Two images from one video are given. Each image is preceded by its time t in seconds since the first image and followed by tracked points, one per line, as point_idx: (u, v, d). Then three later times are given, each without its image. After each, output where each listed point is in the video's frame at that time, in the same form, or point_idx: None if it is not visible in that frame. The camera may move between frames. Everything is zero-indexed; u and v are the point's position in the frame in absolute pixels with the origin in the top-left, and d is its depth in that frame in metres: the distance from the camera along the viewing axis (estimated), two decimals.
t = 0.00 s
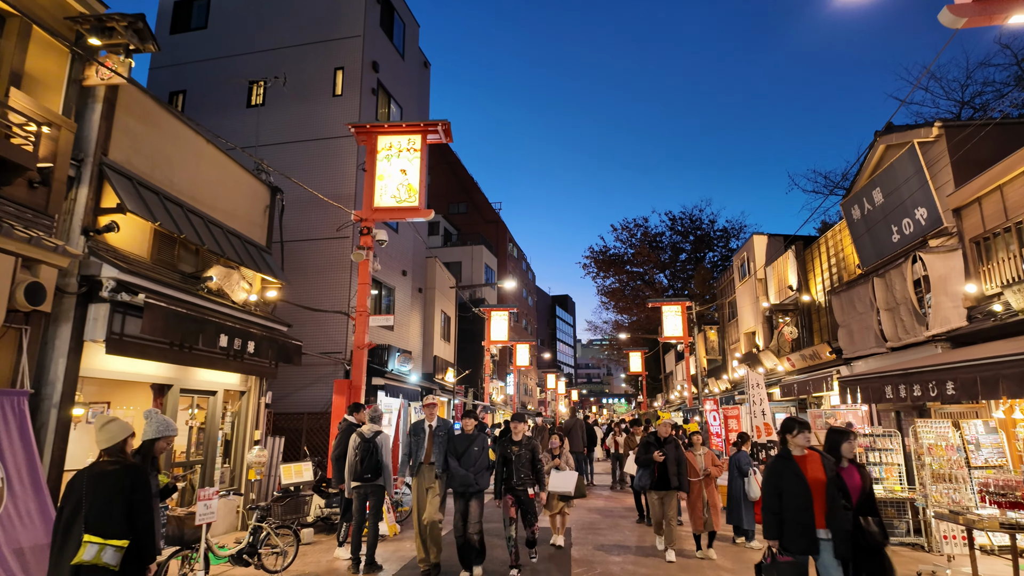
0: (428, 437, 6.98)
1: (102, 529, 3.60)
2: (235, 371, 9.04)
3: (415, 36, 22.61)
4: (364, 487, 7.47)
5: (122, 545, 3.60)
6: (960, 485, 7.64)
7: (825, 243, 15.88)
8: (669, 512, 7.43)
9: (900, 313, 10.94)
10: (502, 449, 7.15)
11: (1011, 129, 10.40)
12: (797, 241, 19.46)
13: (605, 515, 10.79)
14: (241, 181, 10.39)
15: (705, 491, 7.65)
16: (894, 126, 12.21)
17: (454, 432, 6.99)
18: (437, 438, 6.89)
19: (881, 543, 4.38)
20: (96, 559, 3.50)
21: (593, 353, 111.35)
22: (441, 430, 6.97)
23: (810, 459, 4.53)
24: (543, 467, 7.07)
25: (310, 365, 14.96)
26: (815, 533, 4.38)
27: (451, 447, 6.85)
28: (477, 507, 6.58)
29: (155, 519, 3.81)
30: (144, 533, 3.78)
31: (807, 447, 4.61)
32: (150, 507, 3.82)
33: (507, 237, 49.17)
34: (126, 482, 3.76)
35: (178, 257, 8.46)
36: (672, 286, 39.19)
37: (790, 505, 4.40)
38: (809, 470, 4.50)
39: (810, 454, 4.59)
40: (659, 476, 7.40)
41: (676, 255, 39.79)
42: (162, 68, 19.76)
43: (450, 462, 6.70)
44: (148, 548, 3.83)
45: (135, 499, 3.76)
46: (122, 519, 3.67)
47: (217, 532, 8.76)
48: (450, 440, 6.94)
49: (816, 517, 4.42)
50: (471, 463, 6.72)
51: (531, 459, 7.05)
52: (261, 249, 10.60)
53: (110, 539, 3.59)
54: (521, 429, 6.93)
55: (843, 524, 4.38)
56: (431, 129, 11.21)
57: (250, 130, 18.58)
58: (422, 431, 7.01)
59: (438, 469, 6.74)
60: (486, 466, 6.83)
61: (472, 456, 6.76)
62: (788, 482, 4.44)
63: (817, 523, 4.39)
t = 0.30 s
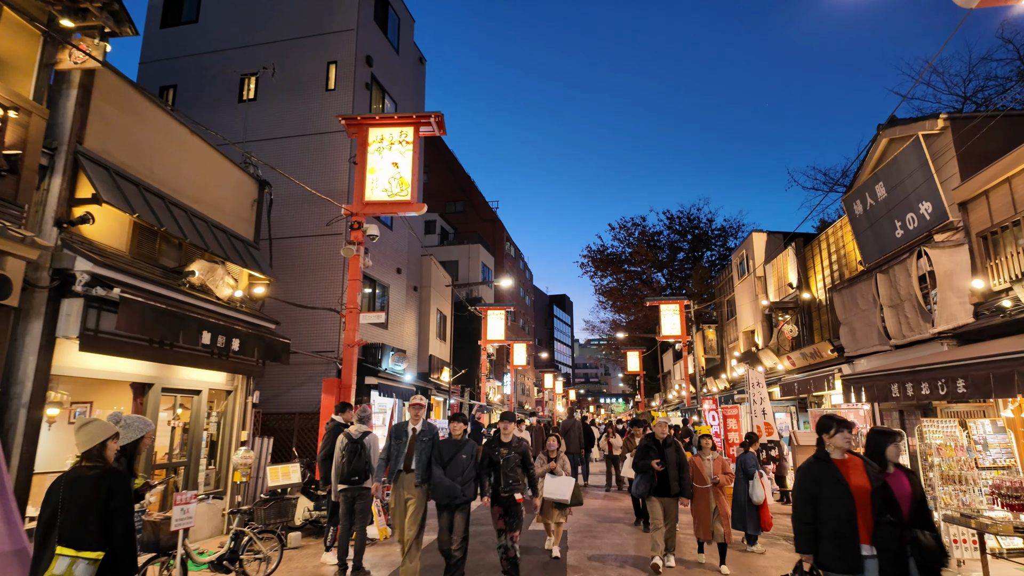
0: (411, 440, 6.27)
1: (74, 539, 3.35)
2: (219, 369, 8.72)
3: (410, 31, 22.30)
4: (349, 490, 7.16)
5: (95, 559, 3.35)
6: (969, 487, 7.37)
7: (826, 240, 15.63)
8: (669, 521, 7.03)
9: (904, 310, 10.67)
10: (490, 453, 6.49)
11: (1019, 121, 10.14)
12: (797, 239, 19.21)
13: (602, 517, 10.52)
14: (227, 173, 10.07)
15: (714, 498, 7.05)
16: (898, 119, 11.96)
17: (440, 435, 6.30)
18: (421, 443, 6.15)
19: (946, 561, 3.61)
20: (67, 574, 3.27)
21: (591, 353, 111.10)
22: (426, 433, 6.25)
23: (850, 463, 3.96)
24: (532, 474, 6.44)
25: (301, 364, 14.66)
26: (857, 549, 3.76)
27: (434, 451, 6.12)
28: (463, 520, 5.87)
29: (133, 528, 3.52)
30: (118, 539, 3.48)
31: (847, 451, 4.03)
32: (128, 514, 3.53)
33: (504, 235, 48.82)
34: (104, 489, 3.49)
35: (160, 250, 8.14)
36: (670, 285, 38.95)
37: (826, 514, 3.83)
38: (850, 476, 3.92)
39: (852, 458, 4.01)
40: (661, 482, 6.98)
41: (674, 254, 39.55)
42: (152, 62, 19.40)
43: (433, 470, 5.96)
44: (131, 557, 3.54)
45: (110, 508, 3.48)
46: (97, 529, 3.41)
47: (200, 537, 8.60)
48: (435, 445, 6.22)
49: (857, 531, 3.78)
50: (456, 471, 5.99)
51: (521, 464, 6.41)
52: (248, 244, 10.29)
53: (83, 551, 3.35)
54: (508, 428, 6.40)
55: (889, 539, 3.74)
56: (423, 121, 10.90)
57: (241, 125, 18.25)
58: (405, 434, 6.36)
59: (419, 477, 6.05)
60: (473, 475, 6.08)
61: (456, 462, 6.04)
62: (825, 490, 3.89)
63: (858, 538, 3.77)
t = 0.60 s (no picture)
0: (371, 443, 5.86)
1: (35, 547, 3.01)
2: (186, 367, 8.30)
3: (393, 24, 21.89)
4: (321, 493, 6.80)
5: (54, 570, 2.99)
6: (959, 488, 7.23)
7: (810, 239, 15.56)
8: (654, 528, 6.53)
9: (890, 309, 10.55)
10: (463, 455, 5.91)
11: (1006, 119, 10.06)
12: (781, 238, 19.15)
13: (585, 520, 10.27)
14: (196, 163, 9.63)
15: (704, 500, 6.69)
16: (884, 117, 11.88)
17: (403, 436, 5.90)
18: (381, 445, 5.78)
19: None
20: None
21: (575, 353, 111.23)
22: (388, 434, 5.88)
23: (874, 467, 3.51)
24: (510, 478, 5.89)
25: (277, 362, 14.24)
26: (882, 568, 3.28)
27: (402, 454, 5.67)
28: (435, 529, 5.45)
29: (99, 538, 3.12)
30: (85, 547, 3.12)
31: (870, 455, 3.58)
32: (93, 524, 3.13)
33: (488, 234, 48.47)
34: (66, 495, 3.10)
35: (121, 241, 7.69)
36: (653, 286, 38.94)
37: (843, 526, 3.39)
38: (874, 482, 3.46)
39: (876, 461, 3.57)
40: (644, 487, 6.42)
41: (657, 254, 39.54)
42: (124, 50, 18.78)
43: (399, 474, 5.54)
44: (106, 564, 3.19)
45: (69, 518, 3.08)
46: (55, 539, 3.03)
47: (164, 542, 8.28)
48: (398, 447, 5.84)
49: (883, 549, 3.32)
50: (424, 476, 5.53)
51: (498, 469, 5.83)
52: (218, 237, 9.87)
53: (43, 560, 3.00)
54: (485, 427, 5.84)
55: (918, 555, 3.29)
56: (403, 111, 10.55)
57: (216, 117, 17.72)
58: (365, 434, 5.95)
59: (381, 483, 5.70)
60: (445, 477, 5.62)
61: (426, 465, 5.57)
62: (846, 496, 3.43)
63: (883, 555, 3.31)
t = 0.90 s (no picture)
0: (327, 449, 5.12)
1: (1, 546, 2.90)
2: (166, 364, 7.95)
3: (387, 18, 21.56)
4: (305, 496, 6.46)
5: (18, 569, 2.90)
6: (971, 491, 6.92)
7: (811, 236, 15.31)
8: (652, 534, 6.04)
9: (895, 306, 10.27)
10: (447, 461, 5.28)
11: (1014, 110, 9.81)
12: (780, 235, 18.90)
13: (582, 522, 9.99)
14: (178, 152, 9.27)
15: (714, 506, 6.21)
16: (888, 110, 11.62)
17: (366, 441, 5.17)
18: (339, 451, 5.04)
19: None
20: None
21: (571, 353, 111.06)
22: (348, 439, 5.13)
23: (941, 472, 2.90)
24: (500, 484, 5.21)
25: (266, 360, 13.89)
26: None
27: (366, 463, 4.89)
28: (407, 549, 4.69)
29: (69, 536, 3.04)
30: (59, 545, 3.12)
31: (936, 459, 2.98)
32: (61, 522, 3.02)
33: (484, 233, 48.14)
34: (34, 493, 2.98)
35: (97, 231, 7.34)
36: (650, 285, 38.69)
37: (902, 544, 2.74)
38: (939, 492, 2.83)
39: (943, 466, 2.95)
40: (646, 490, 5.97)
41: (654, 254, 39.30)
42: (112, 41, 18.40)
43: (364, 486, 4.77)
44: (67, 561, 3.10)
45: (39, 516, 2.97)
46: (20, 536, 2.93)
47: (143, 547, 7.95)
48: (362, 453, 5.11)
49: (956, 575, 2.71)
50: (393, 488, 4.75)
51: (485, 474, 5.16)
52: (203, 229, 9.53)
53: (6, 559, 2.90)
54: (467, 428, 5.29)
55: None
56: (395, 100, 10.23)
57: (206, 110, 17.35)
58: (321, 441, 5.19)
59: (339, 495, 4.98)
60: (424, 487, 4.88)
61: (396, 475, 4.79)
62: (904, 511, 2.80)
63: None
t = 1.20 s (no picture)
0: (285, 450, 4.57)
1: None
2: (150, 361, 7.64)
3: (384, 12, 21.25)
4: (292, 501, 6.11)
5: None
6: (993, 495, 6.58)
7: (817, 232, 15.01)
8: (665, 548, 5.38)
9: (905, 302, 9.94)
10: (424, 465, 4.44)
11: None
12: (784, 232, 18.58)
13: (582, 525, 9.67)
14: (164, 141, 8.95)
15: (732, 514, 5.60)
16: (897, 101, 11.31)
17: (332, 445, 4.66)
18: (298, 455, 4.53)
19: None
20: None
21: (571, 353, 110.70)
22: (311, 441, 4.61)
23: None
24: (490, 492, 4.37)
25: (259, 358, 13.58)
26: None
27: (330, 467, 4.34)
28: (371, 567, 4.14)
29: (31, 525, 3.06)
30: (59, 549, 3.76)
31: None
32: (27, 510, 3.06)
33: (484, 231, 47.82)
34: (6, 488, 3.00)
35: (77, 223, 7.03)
36: (651, 284, 38.37)
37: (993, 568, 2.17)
38: None
39: None
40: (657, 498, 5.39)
41: (655, 252, 38.98)
42: (104, 35, 18.10)
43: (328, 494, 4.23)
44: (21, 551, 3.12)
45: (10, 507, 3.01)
46: None
47: (125, 552, 7.63)
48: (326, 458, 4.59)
49: None
50: (359, 497, 4.18)
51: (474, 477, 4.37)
52: (191, 222, 9.23)
53: None
54: (447, 425, 4.43)
55: None
56: (389, 89, 9.93)
57: (199, 103, 17.02)
58: (281, 442, 4.64)
59: (296, 504, 4.40)
60: (395, 497, 4.29)
61: (363, 483, 4.23)
62: (994, 538, 2.21)
63: None
